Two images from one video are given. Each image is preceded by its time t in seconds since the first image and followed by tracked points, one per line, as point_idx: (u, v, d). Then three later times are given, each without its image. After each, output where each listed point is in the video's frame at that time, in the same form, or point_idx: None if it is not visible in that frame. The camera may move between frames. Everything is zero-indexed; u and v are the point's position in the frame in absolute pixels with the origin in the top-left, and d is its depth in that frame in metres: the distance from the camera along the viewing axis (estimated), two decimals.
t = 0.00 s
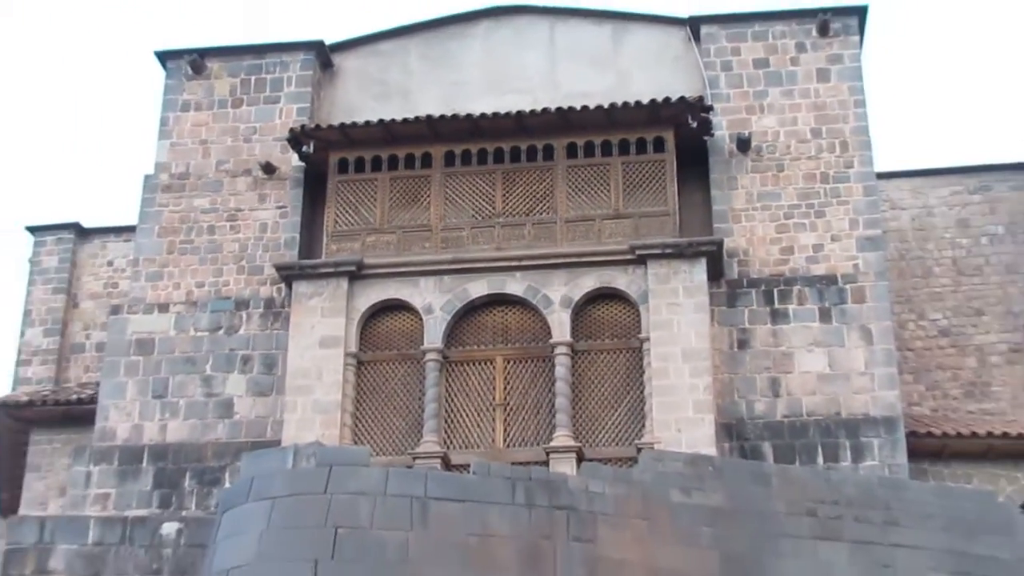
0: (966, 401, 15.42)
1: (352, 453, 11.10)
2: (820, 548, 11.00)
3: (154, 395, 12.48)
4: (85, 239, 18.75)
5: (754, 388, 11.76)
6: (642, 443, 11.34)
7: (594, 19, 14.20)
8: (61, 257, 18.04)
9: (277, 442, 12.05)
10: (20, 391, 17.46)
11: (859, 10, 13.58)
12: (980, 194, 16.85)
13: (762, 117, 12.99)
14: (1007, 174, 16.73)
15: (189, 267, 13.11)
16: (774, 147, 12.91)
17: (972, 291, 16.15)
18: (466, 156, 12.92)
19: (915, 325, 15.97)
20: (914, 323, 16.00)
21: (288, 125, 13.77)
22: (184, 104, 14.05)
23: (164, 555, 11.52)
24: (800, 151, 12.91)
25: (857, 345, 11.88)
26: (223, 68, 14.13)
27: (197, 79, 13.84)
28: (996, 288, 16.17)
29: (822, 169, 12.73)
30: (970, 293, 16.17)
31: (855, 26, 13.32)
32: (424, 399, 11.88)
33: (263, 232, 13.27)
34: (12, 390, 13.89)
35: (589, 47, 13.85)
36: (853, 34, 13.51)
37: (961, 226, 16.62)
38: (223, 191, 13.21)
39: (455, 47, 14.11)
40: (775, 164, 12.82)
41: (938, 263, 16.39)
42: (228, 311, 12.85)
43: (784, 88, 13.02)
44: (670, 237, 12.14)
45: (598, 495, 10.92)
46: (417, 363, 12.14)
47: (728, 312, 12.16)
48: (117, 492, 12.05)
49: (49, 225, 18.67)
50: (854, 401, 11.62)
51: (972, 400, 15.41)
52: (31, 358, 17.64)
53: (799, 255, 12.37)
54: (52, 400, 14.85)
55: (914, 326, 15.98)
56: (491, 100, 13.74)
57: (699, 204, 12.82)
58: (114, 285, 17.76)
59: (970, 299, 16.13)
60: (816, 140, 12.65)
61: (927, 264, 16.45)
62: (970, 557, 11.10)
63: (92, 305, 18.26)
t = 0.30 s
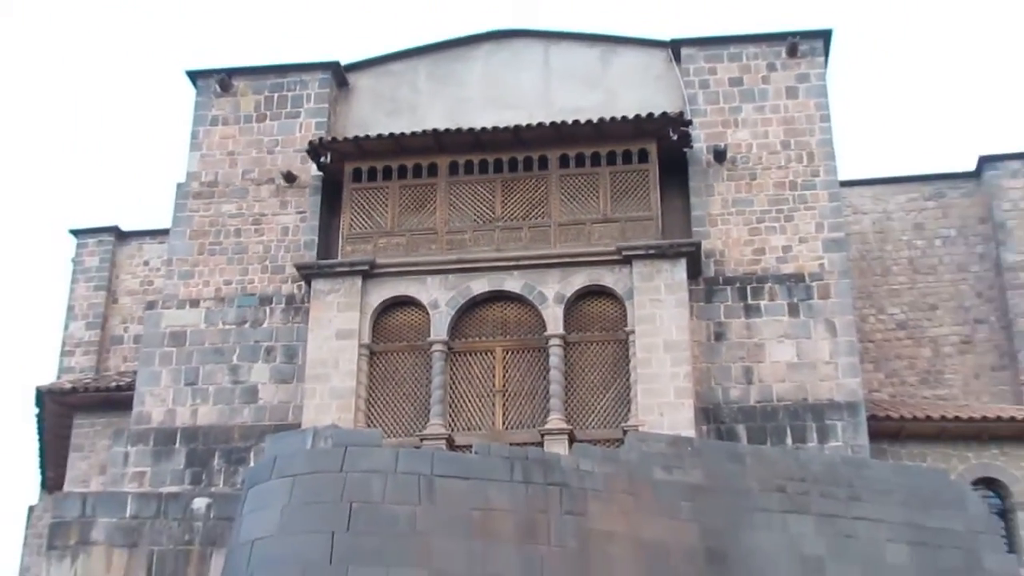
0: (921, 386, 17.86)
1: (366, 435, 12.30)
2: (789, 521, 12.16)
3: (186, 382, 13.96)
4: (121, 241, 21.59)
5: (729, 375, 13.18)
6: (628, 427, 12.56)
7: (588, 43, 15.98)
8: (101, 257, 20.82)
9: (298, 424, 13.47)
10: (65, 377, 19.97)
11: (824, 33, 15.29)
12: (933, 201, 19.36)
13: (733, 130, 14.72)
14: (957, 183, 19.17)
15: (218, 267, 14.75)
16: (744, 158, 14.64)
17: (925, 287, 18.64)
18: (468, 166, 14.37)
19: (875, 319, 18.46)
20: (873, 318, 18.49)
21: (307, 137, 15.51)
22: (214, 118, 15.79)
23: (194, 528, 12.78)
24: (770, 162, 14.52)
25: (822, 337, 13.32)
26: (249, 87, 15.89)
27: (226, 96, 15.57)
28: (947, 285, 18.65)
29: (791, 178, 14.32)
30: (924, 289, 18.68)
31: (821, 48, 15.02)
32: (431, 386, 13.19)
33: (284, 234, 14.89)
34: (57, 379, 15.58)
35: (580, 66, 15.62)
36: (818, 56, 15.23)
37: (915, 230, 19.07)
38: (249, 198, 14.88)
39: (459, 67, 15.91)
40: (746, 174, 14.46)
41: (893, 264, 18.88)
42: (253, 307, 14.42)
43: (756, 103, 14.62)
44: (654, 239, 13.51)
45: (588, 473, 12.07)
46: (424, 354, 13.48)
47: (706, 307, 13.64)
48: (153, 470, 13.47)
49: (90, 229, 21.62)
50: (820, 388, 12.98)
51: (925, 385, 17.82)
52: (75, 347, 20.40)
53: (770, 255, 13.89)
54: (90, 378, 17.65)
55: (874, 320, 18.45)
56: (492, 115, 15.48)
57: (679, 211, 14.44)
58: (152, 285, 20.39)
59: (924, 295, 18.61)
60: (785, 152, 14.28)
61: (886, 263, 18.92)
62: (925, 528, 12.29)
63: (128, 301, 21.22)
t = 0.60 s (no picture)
0: (881, 375, 20.07)
1: (375, 419, 13.59)
2: (759, 499, 13.39)
3: (211, 371, 15.52)
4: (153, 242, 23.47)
5: (705, 365, 14.66)
6: (613, 412, 13.89)
7: (578, 64, 17.72)
8: (134, 257, 22.74)
9: (313, 410, 14.90)
10: (101, 367, 21.95)
11: (793, 55, 17.10)
12: (891, 208, 21.67)
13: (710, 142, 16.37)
14: (913, 192, 21.52)
15: (241, 266, 16.33)
16: (720, 168, 16.25)
17: (884, 287, 20.90)
18: (469, 175, 15.94)
19: (836, 314, 20.88)
20: (835, 313, 20.90)
21: (322, 148, 17.18)
22: (237, 131, 17.49)
23: (219, 504, 14.07)
24: (743, 171, 16.10)
25: (791, 331, 14.81)
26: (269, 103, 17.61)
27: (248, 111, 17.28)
28: (903, 283, 20.93)
29: (762, 186, 15.96)
30: (883, 288, 20.91)
31: (789, 69, 16.80)
32: (435, 374, 14.63)
33: (301, 237, 16.49)
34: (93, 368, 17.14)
35: (570, 85, 17.37)
36: (787, 76, 17.01)
37: (876, 235, 21.30)
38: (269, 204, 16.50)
39: (461, 86, 17.67)
40: (720, 183, 16.09)
41: (855, 266, 21.15)
42: (273, 303, 15.97)
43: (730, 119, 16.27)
44: (637, 241, 15.07)
45: (577, 453, 13.32)
46: (429, 345, 14.94)
47: (684, 304, 15.14)
48: (181, 451, 14.90)
49: (124, 230, 23.40)
50: (788, 377, 14.45)
51: (885, 375, 20.03)
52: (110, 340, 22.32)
53: (743, 257, 15.45)
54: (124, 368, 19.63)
55: (836, 316, 20.87)
56: (491, 129, 17.26)
57: (661, 217, 16.06)
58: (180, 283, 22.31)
59: (883, 293, 20.84)
60: (757, 163, 15.93)
61: (849, 265, 21.21)
62: (883, 506, 13.57)
63: (159, 297, 23.05)
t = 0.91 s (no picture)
0: (840, 360, 22.40)
1: (381, 399, 14.86)
2: (730, 472, 14.77)
3: (232, 355, 16.96)
4: (178, 239, 25.52)
5: (680, 351, 16.09)
6: (598, 393, 15.22)
7: (567, 76, 19.25)
8: (162, 253, 25.02)
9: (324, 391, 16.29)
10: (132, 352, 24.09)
11: (762, 69, 18.76)
12: (851, 209, 24.01)
13: (685, 148, 17.95)
14: (872, 194, 23.83)
15: (259, 261, 17.85)
16: (695, 171, 17.76)
17: (844, 280, 23.25)
18: (467, 178, 17.39)
19: (800, 305, 23.18)
20: (800, 304, 23.19)
21: (333, 153, 18.72)
22: (255, 138, 19.11)
23: (239, 476, 15.52)
24: (717, 175, 17.63)
25: (759, 320, 16.24)
26: (285, 112, 19.25)
27: (265, 120, 18.93)
28: (862, 275, 23.23)
29: (733, 189, 17.49)
30: (843, 281, 23.26)
31: (758, 81, 18.44)
32: (435, 359, 16.04)
33: (314, 234, 17.97)
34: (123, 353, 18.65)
35: (560, 95, 18.92)
36: (757, 87, 18.65)
37: (837, 234, 23.67)
38: (285, 203, 18.04)
39: (459, 96, 19.22)
40: (696, 186, 17.59)
41: (817, 261, 23.57)
42: (289, 293, 17.44)
43: (704, 126, 17.91)
44: (619, 238, 16.48)
45: (565, 431, 14.61)
46: (430, 332, 16.33)
47: (662, 296, 16.61)
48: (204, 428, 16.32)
49: (151, 228, 25.58)
50: (757, 362, 15.87)
51: (840, 359, 22.35)
52: (140, 328, 24.22)
53: (716, 253, 16.93)
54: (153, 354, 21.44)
55: (800, 306, 23.19)
56: (487, 135, 18.76)
57: (641, 216, 17.59)
58: (203, 276, 24.49)
59: (843, 286, 23.21)
60: (728, 167, 17.50)
61: (812, 260, 23.65)
62: (843, 479, 14.96)
63: (184, 288, 25.07)
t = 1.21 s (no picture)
0: (806, 346, 24.83)
1: (388, 384, 16.18)
2: (704, 449, 16.23)
3: (252, 344, 18.67)
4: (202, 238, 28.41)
5: (660, 339, 17.80)
6: (585, 378, 16.71)
7: (556, 90, 21.09)
8: (188, 251, 27.87)
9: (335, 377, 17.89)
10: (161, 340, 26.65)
11: (734, 83, 20.69)
12: (814, 210, 26.69)
13: (663, 155, 19.78)
14: (832, 197, 26.62)
15: (276, 258, 19.61)
16: (673, 176, 19.56)
17: (808, 275, 25.92)
18: (465, 183, 19.06)
19: (767, 297, 25.83)
20: (767, 296, 25.84)
21: (343, 160, 20.59)
22: (273, 146, 21.00)
23: (258, 454, 17.02)
24: (693, 180, 19.44)
25: (731, 311, 17.95)
26: (300, 122, 21.18)
27: (282, 129, 20.88)
28: (825, 270, 25.88)
29: (707, 192, 19.31)
30: (807, 276, 25.92)
31: (730, 94, 20.36)
32: (437, 347, 17.61)
33: (326, 233, 19.75)
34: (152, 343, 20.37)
35: (549, 106, 20.80)
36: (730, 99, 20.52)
37: (802, 233, 26.44)
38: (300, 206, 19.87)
39: (458, 107, 21.12)
40: (674, 189, 19.40)
41: (784, 257, 26.23)
42: (303, 287, 19.19)
43: (681, 135, 19.79)
44: (604, 237, 18.12)
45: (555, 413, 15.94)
46: (432, 323, 17.93)
47: (643, 289, 18.33)
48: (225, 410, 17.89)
49: (178, 228, 28.34)
50: (728, 350, 17.53)
51: (806, 346, 24.69)
52: (168, 319, 27.03)
53: (691, 250, 18.67)
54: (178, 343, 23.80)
55: (767, 298, 25.84)
56: (483, 143, 20.58)
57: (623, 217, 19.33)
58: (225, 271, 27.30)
59: (807, 280, 25.88)
60: (703, 172, 19.33)
61: (779, 256, 26.33)
62: (807, 455, 16.50)
63: (208, 283, 27.72)
